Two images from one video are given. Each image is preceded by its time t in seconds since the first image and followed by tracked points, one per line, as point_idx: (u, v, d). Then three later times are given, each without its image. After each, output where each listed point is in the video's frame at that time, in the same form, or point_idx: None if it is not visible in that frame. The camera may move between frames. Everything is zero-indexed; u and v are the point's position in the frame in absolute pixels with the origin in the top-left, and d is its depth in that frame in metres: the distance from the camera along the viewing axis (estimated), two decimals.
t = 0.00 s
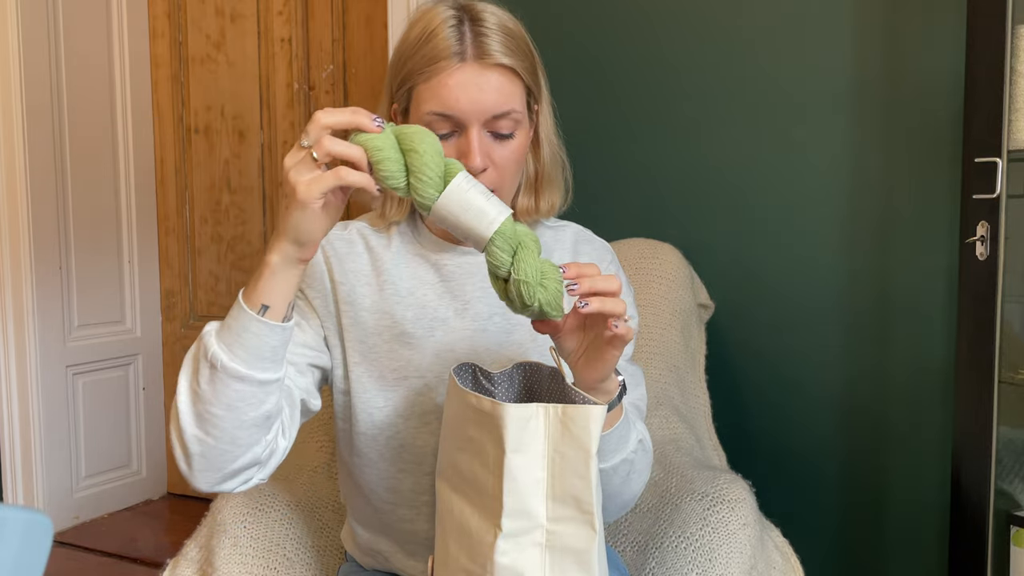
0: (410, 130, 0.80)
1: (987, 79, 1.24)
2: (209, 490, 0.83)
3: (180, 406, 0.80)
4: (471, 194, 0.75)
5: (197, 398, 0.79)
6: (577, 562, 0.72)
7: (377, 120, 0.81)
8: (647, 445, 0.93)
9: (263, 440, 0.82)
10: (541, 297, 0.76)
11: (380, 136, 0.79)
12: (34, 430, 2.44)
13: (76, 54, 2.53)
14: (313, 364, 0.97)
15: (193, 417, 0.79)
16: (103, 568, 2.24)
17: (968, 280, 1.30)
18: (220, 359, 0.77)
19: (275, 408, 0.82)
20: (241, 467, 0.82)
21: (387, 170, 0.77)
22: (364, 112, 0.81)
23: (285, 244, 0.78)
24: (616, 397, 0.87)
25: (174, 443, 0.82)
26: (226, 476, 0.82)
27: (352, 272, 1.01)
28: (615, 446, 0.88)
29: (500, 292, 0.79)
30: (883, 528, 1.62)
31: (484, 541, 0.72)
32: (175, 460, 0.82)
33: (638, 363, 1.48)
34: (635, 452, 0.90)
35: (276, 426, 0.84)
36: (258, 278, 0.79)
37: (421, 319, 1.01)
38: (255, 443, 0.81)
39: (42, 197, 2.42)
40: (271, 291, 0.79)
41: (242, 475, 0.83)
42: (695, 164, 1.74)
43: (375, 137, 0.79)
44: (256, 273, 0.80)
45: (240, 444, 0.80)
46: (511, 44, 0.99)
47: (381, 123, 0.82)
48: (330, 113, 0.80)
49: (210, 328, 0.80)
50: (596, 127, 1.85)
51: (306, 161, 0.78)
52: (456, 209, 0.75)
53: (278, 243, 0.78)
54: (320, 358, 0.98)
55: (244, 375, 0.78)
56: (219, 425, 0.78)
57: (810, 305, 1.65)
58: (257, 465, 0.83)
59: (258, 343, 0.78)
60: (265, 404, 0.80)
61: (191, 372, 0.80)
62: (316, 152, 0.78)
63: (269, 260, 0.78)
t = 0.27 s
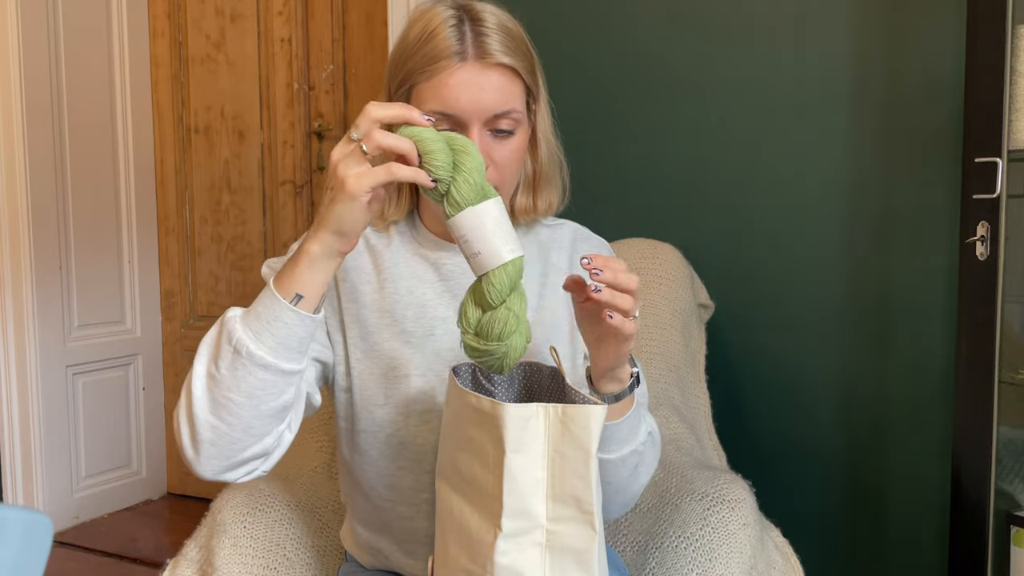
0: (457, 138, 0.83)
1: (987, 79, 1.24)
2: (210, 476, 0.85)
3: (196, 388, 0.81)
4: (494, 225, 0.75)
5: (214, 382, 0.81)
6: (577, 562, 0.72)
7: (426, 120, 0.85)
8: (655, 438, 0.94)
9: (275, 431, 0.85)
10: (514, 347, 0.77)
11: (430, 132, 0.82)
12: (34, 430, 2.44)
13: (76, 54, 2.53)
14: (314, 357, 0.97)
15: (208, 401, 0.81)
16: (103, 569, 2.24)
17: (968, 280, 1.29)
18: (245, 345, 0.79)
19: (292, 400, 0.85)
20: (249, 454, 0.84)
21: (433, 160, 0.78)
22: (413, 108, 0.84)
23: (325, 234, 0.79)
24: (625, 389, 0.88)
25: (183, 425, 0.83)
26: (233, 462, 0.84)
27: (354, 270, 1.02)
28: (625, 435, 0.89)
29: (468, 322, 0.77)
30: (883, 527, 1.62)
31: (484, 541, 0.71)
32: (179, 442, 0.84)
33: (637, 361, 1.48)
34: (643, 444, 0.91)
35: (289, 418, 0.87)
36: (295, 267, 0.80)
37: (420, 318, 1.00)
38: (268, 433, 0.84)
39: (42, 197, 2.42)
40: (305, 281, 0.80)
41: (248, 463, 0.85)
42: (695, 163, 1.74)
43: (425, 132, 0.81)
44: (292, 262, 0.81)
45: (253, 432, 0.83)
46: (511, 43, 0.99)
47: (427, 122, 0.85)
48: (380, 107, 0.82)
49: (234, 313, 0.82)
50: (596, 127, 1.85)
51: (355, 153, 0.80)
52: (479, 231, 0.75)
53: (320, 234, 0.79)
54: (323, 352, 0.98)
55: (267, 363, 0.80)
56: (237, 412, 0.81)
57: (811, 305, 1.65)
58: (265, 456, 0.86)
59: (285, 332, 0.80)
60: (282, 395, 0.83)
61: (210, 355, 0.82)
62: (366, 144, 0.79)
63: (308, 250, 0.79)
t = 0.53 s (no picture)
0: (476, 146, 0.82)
1: (987, 79, 1.24)
2: (219, 475, 0.87)
3: (206, 387, 0.83)
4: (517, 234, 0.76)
5: (224, 382, 0.83)
6: (578, 562, 0.72)
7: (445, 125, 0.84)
8: (652, 429, 0.93)
9: (283, 431, 0.87)
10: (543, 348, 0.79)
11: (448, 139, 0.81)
12: (33, 430, 2.44)
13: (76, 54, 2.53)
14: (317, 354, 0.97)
15: (218, 399, 0.83)
16: (103, 569, 2.24)
17: (969, 280, 1.30)
18: (255, 346, 0.81)
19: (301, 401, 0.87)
20: (258, 453, 0.86)
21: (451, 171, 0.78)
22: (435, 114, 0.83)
23: (338, 239, 0.80)
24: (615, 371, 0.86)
25: (192, 423, 0.85)
26: (242, 461, 0.86)
27: (359, 267, 1.02)
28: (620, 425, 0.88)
29: (495, 326, 0.79)
30: (883, 527, 1.62)
31: (484, 540, 0.72)
32: (189, 441, 0.86)
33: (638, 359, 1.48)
34: (640, 434, 0.90)
35: (297, 418, 0.88)
36: (307, 268, 0.81)
37: (422, 317, 1.00)
38: (276, 433, 0.86)
39: (42, 197, 2.42)
40: (317, 283, 0.81)
41: (256, 463, 0.87)
42: (695, 163, 1.74)
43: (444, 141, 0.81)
44: (303, 263, 0.82)
45: (261, 432, 0.84)
46: (514, 42, 0.99)
47: (447, 128, 0.85)
48: (399, 113, 0.82)
49: (246, 313, 0.83)
50: (596, 127, 1.85)
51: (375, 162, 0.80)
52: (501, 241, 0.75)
53: (333, 238, 0.80)
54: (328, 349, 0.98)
55: (277, 365, 0.82)
56: (245, 411, 0.82)
57: (811, 304, 1.65)
58: (272, 455, 0.87)
59: (295, 333, 0.81)
60: (292, 397, 0.84)
61: (220, 355, 0.84)
62: (387, 154, 0.79)
63: (321, 252, 0.80)
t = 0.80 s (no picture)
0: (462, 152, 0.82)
1: (987, 79, 1.24)
2: (230, 487, 0.88)
3: (211, 405, 0.83)
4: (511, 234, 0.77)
5: (228, 400, 0.83)
6: (578, 562, 0.71)
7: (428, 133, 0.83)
8: (635, 424, 0.92)
9: (289, 443, 0.87)
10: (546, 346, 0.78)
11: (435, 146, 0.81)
12: (33, 430, 2.44)
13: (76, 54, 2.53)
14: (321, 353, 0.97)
15: (222, 417, 0.83)
16: (103, 569, 2.24)
17: (969, 280, 1.30)
18: (258, 365, 0.81)
19: (306, 415, 0.87)
20: (264, 467, 0.86)
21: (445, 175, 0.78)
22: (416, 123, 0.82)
23: (339, 257, 0.79)
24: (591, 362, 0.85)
25: (199, 439, 0.85)
26: (249, 475, 0.86)
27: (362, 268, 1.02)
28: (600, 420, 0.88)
29: (498, 328, 0.78)
30: (883, 528, 1.62)
31: (484, 540, 0.72)
32: (198, 456, 0.86)
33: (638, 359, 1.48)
34: (621, 428, 0.89)
35: (303, 430, 0.88)
36: (308, 287, 0.80)
37: (424, 318, 1.00)
38: (282, 446, 0.86)
39: (42, 197, 2.42)
40: (318, 301, 0.81)
41: (263, 476, 0.87)
42: (696, 163, 1.74)
43: (433, 148, 0.80)
44: (303, 280, 0.81)
45: (268, 446, 0.84)
46: (521, 41, 0.99)
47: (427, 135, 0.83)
48: (384, 124, 0.80)
49: (246, 329, 0.82)
50: (596, 128, 1.85)
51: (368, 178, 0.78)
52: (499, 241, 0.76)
53: (333, 255, 0.79)
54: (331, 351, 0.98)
55: (281, 383, 0.81)
56: (251, 429, 0.82)
57: (811, 305, 1.65)
58: (279, 467, 0.88)
59: (297, 351, 0.81)
60: (297, 412, 0.84)
61: (222, 372, 0.84)
62: (381, 168, 0.78)
63: (321, 271, 0.79)
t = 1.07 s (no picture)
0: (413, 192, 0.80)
1: (987, 79, 1.24)
2: (242, 516, 0.88)
3: (208, 454, 0.82)
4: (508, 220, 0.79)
5: (224, 449, 0.82)
6: (578, 562, 0.72)
7: (378, 187, 0.78)
8: (641, 424, 0.93)
9: (290, 476, 0.86)
10: (602, 292, 0.81)
11: (391, 197, 0.79)
12: (33, 430, 2.44)
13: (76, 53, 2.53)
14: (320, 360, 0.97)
15: (221, 464, 0.83)
16: (103, 568, 2.24)
17: (969, 280, 1.30)
18: (248, 423, 0.79)
19: (304, 450, 0.86)
20: (270, 501, 0.86)
21: (414, 223, 0.77)
22: (367, 179, 0.77)
23: (313, 322, 0.77)
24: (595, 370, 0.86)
25: (203, 483, 0.85)
26: (257, 510, 0.86)
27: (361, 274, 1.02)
28: (611, 421, 0.88)
29: (562, 301, 0.78)
30: (882, 527, 1.62)
31: (485, 540, 0.72)
32: (206, 495, 0.86)
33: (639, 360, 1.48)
34: (630, 429, 0.90)
35: (304, 460, 0.87)
36: (286, 350, 0.79)
37: (425, 321, 1.01)
38: (283, 481, 0.85)
39: (42, 197, 2.42)
40: (298, 361, 0.80)
41: (271, 507, 0.87)
42: (697, 164, 1.74)
43: (390, 199, 0.78)
44: (279, 342, 0.80)
45: (269, 485, 0.84)
46: (524, 40, 0.99)
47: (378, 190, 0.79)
48: (334, 189, 0.74)
49: (231, 384, 0.81)
50: (596, 128, 1.85)
51: (330, 249, 0.74)
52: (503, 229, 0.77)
53: (307, 321, 0.77)
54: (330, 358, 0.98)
55: (273, 436, 0.80)
56: (250, 476, 0.82)
57: (812, 305, 1.65)
58: (285, 495, 0.87)
59: (284, 406, 0.80)
60: (294, 452, 0.83)
61: (216, 422, 0.82)
62: (341, 239, 0.73)
63: (296, 337, 0.78)
